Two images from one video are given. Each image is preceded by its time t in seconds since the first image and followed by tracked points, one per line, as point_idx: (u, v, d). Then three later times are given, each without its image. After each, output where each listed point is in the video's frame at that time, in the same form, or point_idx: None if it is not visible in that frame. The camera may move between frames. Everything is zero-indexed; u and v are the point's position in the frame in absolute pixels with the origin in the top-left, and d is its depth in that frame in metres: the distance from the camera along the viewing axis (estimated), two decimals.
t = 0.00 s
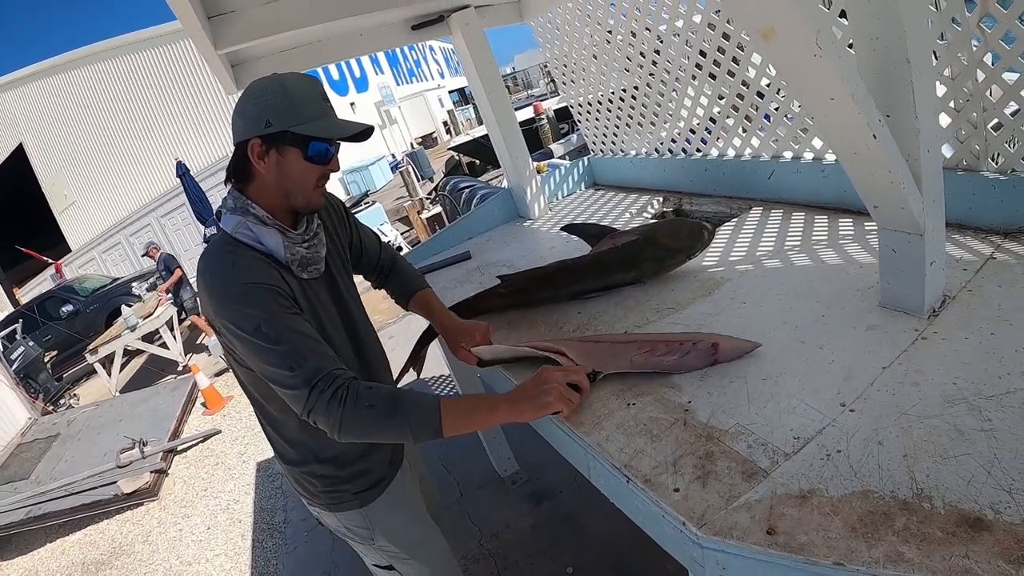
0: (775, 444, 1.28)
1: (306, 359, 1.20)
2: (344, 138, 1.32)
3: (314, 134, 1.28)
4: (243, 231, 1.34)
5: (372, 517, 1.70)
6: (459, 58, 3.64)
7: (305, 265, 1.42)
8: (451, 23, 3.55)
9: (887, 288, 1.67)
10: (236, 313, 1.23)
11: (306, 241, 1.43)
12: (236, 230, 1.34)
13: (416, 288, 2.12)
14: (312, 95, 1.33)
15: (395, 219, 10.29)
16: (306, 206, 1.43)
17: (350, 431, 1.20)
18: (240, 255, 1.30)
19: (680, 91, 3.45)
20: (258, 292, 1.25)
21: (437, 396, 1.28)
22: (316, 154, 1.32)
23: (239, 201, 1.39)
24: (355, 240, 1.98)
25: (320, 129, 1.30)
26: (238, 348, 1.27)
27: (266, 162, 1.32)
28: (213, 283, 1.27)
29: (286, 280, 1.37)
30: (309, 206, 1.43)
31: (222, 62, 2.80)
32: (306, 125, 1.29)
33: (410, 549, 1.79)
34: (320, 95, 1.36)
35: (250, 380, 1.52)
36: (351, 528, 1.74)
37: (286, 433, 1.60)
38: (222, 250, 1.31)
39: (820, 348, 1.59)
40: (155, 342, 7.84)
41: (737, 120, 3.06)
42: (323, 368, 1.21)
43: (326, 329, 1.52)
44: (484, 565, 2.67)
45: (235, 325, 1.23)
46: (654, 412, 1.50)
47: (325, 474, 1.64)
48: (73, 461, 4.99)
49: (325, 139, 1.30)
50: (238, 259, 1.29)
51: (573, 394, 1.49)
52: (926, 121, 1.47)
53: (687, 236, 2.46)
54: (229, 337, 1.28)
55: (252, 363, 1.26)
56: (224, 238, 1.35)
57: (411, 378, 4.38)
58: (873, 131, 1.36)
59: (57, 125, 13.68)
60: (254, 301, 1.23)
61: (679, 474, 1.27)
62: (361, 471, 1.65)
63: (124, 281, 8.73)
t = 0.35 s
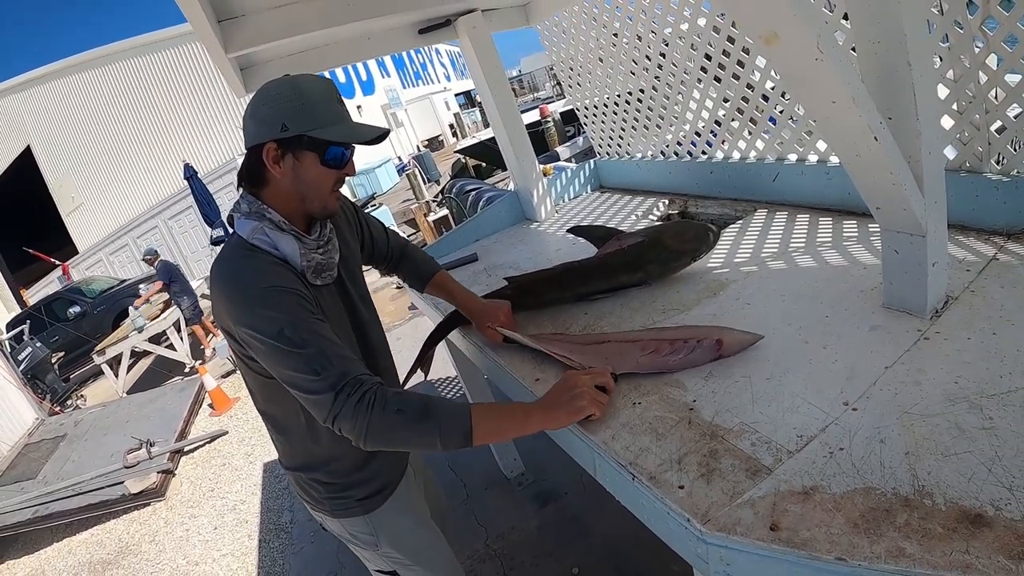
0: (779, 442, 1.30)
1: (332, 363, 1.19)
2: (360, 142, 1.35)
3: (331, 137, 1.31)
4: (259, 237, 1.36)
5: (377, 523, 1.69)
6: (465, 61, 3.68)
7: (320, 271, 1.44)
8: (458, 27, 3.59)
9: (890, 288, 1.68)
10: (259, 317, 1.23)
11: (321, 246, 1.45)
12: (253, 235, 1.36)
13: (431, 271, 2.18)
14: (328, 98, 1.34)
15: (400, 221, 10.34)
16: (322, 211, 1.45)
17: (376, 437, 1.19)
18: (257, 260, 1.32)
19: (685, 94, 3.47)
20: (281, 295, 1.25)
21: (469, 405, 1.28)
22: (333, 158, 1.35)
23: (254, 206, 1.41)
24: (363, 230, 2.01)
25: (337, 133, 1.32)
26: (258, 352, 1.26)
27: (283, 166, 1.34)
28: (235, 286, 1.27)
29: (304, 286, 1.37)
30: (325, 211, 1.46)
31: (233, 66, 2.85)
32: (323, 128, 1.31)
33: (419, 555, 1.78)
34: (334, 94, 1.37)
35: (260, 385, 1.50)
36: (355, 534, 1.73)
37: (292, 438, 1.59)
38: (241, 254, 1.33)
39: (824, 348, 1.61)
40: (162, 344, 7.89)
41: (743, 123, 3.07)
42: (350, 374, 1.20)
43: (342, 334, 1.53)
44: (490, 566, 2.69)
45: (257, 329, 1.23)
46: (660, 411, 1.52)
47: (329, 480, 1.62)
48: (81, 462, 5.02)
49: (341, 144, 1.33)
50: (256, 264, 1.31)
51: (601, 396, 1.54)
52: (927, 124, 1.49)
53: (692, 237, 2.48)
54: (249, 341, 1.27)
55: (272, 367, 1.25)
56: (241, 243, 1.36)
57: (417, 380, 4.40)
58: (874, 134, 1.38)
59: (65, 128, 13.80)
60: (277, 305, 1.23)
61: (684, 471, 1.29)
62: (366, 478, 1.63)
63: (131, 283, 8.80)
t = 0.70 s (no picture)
0: (784, 439, 1.31)
1: (339, 363, 1.19)
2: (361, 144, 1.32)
3: (333, 139, 1.28)
4: (260, 237, 1.34)
5: (385, 524, 1.69)
6: (468, 61, 3.69)
7: (323, 270, 1.41)
8: (461, 28, 3.61)
9: (893, 286, 1.69)
10: (263, 321, 1.22)
11: (322, 245, 1.42)
12: (253, 236, 1.34)
13: (420, 295, 2.15)
14: (329, 99, 1.31)
15: (403, 222, 10.37)
16: (323, 212, 1.42)
17: (388, 432, 1.21)
18: (258, 262, 1.29)
19: (688, 94, 3.48)
20: (283, 298, 1.23)
21: (472, 393, 1.28)
22: (334, 159, 1.33)
23: (254, 206, 1.38)
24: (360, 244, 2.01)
25: (339, 135, 1.29)
26: (264, 354, 1.25)
27: (283, 167, 1.31)
28: (237, 290, 1.26)
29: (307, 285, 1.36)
30: (325, 212, 1.43)
31: (237, 66, 2.87)
32: (324, 130, 1.28)
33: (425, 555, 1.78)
34: (336, 96, 1.35)
35: (264, 387, 1.49)
36: (361, 535, 1.72)
37: (299, 441, 1.58)
38: (239, 258, 1.31)
39: (828, 346, 1.61)
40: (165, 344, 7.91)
41: (746, 123, 3.08)
42: (358, 371, 1.20)
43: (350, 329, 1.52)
44: (494, 565, 2.69)
45: (262, 333, 1.22)
46: (665, 408, 1.53)
47: (337, 481, 1.62)
48: (84, 461, 5.03)
49: (343, 146, 1.31)
50: (256, 266, 1.28)
51: (601, 384, 1.59)
52: (930, 123, 1.49)
53: (695, 237, 2.49)
54: (253, 345, 1.26)
55: (278, 369, 1.25)
56: (241, 245, 1.34)
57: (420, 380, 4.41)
58: (878, 132, 1.39)
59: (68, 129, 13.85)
60: (280, 308, 1.22)
61: (689, 468, 1.30)
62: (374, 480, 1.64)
63: (134, 284, 8.82)
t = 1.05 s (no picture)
0: (781, 437, 1.31)
1: (350, 369, 1.15)
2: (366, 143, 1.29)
3: (336, 138, 1.24)
4: (264, 240, 1.29)
5: (385, 534, 1.63)
6: (465, 60, 3.68)
7: (326, 275, 1.40)
8: (458, 27, 3.59)
9: (889, 285, 1.69)
10: (269, 324, 1.17)
11: (326, 248, 1.41)
12: (257, 239, 1.29)
13: (425, 272, 2.18)
14: (333, 96, 1.27)
15: (399, 221, 10.36)
16: (326, 214, 1.38)
17: (399, 444, 1.16)
18: (264, 264, 1.26)
19: (684, 94, 3.49)
20: (291, 300, 1.19)
21: (491, 403, 1.25)
22: (339, 159, 1.29)
23: (255, 207, 1.34)
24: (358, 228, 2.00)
25: (343, 133, 1.26)
26: (269, 359, 1.20)
27: (285, 168, 1.27)
28: (241, 293, 1.21)
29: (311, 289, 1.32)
30: (329, 214, 1.39)
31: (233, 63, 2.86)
32: (327, 128, 1.24)
33: (426, 562, 1.73)
34: (340, 92, 1.30)
35: (261, 395, 1.43)
36: (359, 545, 1.66)
37: (294, 450, 1.51)
38: (243, 261, 1.26)
39: (825, 345, 1.61)
40: (159, 344, 7.87)
41: (742, 123, 3.09)
42: (371, 380, 1.16)
43: (346, 329, 1.53)
44: (490, 565, 2.68)
45: (267, 335, 1.17)
46: (663, 407, 1.53)
47: (334, 492, 1.54)
48: (78, 461, 4.98)
49: (347, 145, 1.27)
50: (261, 268, 1.24)
51: (622, 386, 1.55)
52: (928, 122, 1.50)
53: (692, 236, 2.49)
54: (258, 350, 1.21)
55: (284, 376, 1.19)
56: (243, 248, 1.29)
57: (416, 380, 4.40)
58: (875, 131, 1.39)
59: (62, 127, 13.78)
60: (287, 310, 1.18)
61: (687, 466, 1.30)
62: (372, 491, 1.57)
63: (129, 283, 8.78)
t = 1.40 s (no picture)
0: (780, 439, 1.31)
1: (349, 377, 1.15)
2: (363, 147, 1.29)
3: (332, 142, 1.24)
4: (255, 246, 1.28)
5: (388, 540, 1.62)
6: (461, 65, 3.69)
7: (320, 280, 1.38)
8: (454, 31, 3.60)
9: (887, 287, 1.70)
10: (264, 336, 1.16)
11: (319, 254, 1.39)
12: (248, 245, 1.28)
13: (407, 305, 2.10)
14: (328, 101, 1.28)
15: (396, 225, 10.37)
16: (319, 219, 1.37)
17: (403, 448, 1.17)
18: (256, 273, 1.24)
19: (680, 98, 3.50)
20: (285, 312, 1.18)
21: (487, 403, 1.25)
22: (333, 163, 1.28)
23: (247, 213, 1.33)
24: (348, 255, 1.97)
25: (340, 136, 1.26)
26: (265, 372, 1.19)
27: (279, 171, 1.26)
28: (234, 304, 1.20)
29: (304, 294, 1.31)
30: (321, 219, 1.38)
31: (230, 67, 2.86)
32: (323, 132, 1.24)
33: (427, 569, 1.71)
34: (335, 98, 1.31)
35: (256, 406, 1.41)
36: (363, 554, 1.64)
37: (292, 460, 1.48)
38: (235, 270, 1.25)
39: (823, 347, 1.62)
40: (155, 348, 7.84)
41: (738, 126, 3.10)
42: (369, 387, 1.16)
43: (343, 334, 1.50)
44: (488, 569, 2.67)
45: (263, 347, 1.16)
46: (661, 410, 1.53)
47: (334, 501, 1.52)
48: (74, 467, 4.90)
49: (343, 148, 1.27)
50: (253, 278, 1.23)
51: (615, 385, 1.54)
52: (924, 125, 1.50)
53: (689, 238, 2.49)
54: (253, 362, 1.20)
55: (281, 388, 1.18)
56: (235, 256, 1.28)
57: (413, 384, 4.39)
58: (871, 133, 1.39)
59: (58, 131, 13.76)
60: (282, 322, 1.17)
61: (686, 469, 1.30)
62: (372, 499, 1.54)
63: (126, 287, 8.76)
